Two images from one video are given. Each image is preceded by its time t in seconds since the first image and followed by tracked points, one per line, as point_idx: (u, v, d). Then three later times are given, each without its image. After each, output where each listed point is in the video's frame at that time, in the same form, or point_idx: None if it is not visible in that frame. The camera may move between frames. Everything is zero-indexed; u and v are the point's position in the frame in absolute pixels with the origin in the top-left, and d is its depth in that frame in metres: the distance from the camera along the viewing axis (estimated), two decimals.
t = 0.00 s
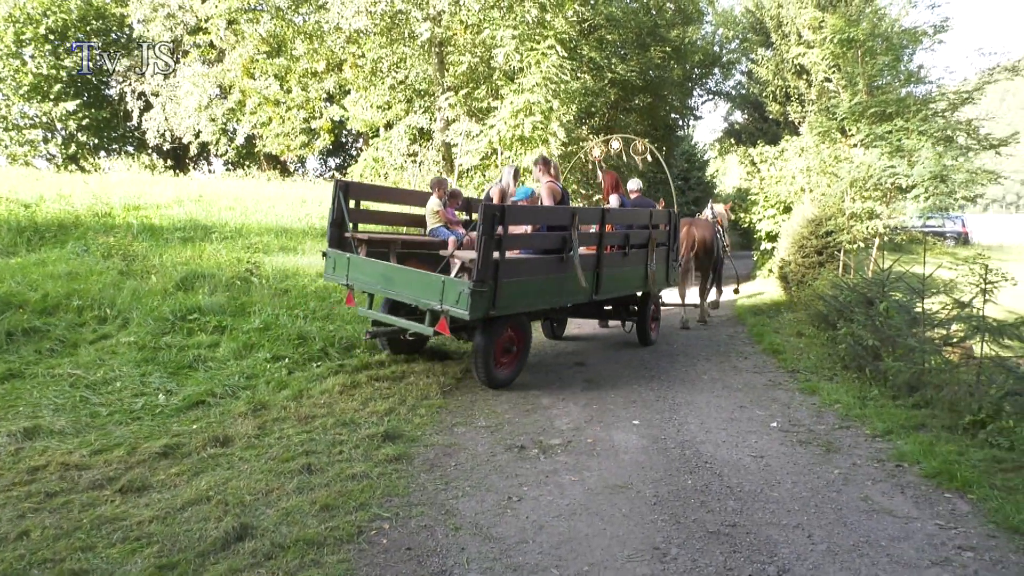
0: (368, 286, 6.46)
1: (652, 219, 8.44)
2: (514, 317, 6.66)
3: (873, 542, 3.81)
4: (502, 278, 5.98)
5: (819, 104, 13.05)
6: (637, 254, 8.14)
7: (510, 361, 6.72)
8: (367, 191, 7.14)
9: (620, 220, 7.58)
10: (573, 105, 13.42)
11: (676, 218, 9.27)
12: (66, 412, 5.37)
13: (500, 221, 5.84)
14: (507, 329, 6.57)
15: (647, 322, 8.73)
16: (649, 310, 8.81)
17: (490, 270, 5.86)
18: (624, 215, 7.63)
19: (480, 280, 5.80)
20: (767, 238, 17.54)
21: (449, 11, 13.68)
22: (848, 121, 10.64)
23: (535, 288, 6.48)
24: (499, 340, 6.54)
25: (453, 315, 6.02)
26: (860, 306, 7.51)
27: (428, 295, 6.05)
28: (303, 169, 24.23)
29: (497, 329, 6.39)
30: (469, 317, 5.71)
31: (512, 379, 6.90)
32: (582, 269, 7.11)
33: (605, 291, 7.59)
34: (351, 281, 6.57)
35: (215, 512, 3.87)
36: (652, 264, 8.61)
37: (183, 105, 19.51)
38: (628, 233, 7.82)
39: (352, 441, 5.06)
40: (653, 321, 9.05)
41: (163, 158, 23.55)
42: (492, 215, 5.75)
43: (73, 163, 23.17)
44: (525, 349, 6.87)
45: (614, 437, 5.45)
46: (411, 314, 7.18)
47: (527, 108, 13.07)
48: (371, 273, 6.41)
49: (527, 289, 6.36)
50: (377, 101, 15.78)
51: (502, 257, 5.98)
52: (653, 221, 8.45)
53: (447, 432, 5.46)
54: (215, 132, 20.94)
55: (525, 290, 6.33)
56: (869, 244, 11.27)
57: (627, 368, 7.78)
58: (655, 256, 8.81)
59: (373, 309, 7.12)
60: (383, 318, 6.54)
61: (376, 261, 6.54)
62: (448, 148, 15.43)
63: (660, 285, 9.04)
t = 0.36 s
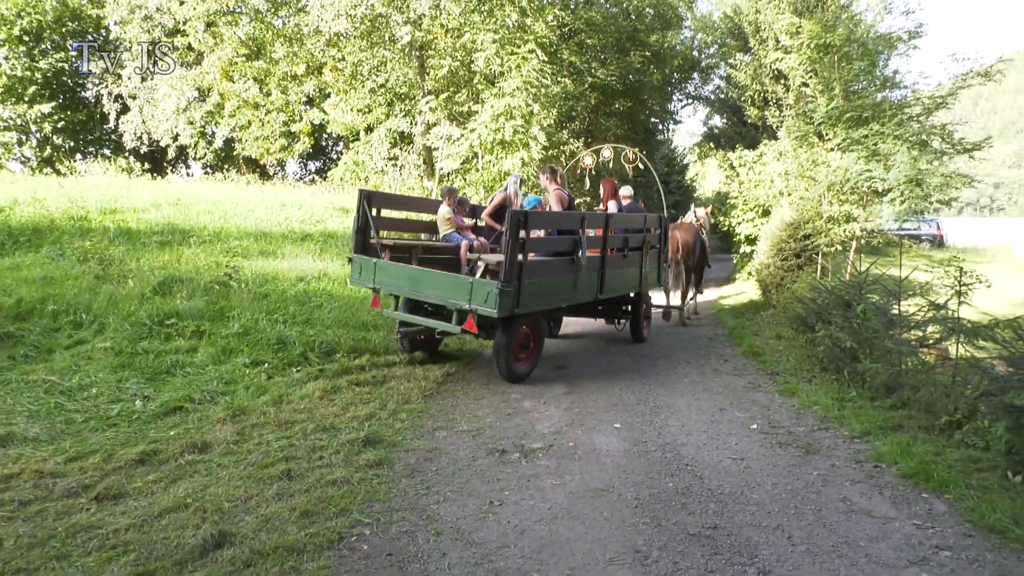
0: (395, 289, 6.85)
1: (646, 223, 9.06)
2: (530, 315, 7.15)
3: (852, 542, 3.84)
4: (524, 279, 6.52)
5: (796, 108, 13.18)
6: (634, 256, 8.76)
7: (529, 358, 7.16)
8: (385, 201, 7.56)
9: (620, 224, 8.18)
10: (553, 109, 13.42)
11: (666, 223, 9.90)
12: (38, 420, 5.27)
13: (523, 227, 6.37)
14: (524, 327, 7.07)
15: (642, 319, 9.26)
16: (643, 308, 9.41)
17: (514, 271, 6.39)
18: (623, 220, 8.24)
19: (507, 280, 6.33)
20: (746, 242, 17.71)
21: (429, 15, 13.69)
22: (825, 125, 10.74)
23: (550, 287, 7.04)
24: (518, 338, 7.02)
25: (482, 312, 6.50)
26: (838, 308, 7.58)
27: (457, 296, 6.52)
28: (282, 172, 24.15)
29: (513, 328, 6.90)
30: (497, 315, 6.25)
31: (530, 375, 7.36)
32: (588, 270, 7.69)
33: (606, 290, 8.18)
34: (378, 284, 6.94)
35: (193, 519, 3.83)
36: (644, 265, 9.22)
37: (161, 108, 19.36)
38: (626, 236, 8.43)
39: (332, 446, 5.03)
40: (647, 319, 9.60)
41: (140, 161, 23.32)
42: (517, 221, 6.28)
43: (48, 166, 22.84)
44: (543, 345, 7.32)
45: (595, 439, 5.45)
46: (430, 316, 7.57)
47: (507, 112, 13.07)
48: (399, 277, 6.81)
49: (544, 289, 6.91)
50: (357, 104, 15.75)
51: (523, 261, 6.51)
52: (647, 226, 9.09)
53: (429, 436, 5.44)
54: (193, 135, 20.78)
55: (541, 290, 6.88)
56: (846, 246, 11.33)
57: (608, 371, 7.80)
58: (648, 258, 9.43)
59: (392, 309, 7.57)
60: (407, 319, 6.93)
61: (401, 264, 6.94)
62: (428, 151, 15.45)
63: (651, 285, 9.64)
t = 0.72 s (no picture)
0: (418, 297, 7.30)
1: (640, 229, 9.66)
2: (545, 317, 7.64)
3: (839, 546, 3.86)
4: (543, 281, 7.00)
5: (779, 115, 13.26)
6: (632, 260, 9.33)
7: (548, 356, 7.62)
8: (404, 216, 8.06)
9: (619, 230, 8.76)
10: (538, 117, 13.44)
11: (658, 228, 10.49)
12: (20, 433, 5.21)
13: (542, 234, 6.86)
14: (540, 328, 7.54)
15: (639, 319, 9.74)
16: (640, 310, 9.96)
17: (534, 274, 6.88)
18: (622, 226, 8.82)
19: (527, 283, 6.80)
20: (732, 247, 17.83)
21: (414, 24, 13.76)
22: (808, 131, 10.81)
23: (564, 290, 7.54)
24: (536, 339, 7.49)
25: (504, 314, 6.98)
26: (822, 313, 7.63)
27: (480, 300, 6.98)
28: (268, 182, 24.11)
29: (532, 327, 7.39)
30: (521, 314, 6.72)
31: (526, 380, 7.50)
32: (594, 273, 8.23)
33: (609, 293, 8.72)
34: (403, 294, 7.39)
35: (177, 532, 3.79)
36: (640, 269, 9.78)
37: (144, 118, 19.18)
38: (624, 241, 9.01)
39: (319, 456, 5.01)
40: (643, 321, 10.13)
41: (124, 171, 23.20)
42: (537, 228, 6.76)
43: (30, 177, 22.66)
44: (556, 348, 7.84)
45: (583, 446, 5.46)
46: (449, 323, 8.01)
47: (493, 120, 13.09)
48: (423, 285, 7.26)
49: (558, 291, 7.40)
50: (342, 113, 15.76)
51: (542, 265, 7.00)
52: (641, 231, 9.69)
53: (416, 445, 5.43)
54: (178, 145, 20.68)
55: (556, 292, 7.38)
56: (830, 250, 11.36)
57: (595, 378, 7.81)
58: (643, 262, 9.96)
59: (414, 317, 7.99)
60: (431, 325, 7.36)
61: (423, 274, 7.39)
62: (414, 160, 15.44)
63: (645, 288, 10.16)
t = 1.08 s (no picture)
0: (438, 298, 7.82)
1: (638, 229, 10.22)
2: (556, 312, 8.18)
3: (826, 543, 3.89)
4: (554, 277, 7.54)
5: (765, 115, 13.26)
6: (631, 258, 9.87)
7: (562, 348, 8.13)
8: (419, 224, 8.56)
9: (619, 230, 9.33)
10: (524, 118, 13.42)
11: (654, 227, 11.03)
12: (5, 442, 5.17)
13: (551, 234, 7.41)
14: (552, 324, 8.07)
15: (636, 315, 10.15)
16: (639, 306, 10.45)
17: (546, 271, 7.41)
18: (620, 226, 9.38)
19: (541, 279, 7.37)
20: (718, 247, 17.93)
21: (399, 27, 13.82)
22: (792, 132, 10.78)
23: (572, 286, 8.09)
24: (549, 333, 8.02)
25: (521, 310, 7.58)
26: (808, 311, 7.67)
27: (499, 297, 7.57)
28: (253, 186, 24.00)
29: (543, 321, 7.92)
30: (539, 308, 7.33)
31: (517, 382, 7.56)
32: (599, 270, 8.77)
33: (612, 290, 9.26)
34: (424, 296, 7.89)
35: (165, 539, 3.78)
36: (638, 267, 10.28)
37: (128, 123, 19.02)
38: (624, 241, 9.57)
39: (307, 460, 4.99)
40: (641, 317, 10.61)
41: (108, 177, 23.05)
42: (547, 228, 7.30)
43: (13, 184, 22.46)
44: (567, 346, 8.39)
45: (572, 447, 5.47)
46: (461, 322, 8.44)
47: (479, 122, 13.05)
48: (443, 287, 7.79)
49: (567, 287, 7.93)
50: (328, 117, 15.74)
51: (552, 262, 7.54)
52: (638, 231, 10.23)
53: (405, 448, 5.42)
54: (162, 150, 20.54)
55: (566, 288, 7.91)
56: (815, 249, 11.41)
57: (583, 378, 7.82)
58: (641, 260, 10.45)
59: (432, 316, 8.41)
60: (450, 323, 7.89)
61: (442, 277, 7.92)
62: (400, 163, 15.41)
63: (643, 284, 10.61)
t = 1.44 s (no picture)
0: (456, 295, 8.07)
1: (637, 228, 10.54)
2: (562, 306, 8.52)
3: (814, 540, 3.91)
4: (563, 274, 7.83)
5: (750, 115, 13.34)
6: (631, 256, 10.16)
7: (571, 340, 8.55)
8: (432, 227, 8.84)
9: (619, 229, 9.63)
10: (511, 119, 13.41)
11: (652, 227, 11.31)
12: None
13: (561, 232, 7.70)
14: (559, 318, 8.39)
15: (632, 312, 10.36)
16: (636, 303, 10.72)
17: (556, 267, 7.70)
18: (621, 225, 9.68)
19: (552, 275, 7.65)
20: (706, 246, 18.00)
21: (385, 28, 13.85)
22: (778, 131, 10.81)
23: (579, 282, 8.38)
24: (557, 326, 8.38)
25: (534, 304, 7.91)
26: (795, 310, 7.72)
27: (514, 291, 7.86)
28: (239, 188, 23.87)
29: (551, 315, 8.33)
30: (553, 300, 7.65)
31: (506, 385, 7.53)
32: (603, 267, 9.08)
33: (614, 287, 9.56)
34: (442, 294, 8.14)
35: (153, 544, 3.75)
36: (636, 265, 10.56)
37: (111, 126, 18.93)
38: (624, 239, 9.86)
39: (296, 463, 4.98)
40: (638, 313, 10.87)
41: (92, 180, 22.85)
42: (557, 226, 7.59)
43: None
44: (574, 337, 8.83)
45: (561, 447, 5.48)
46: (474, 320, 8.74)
47: (466, 123, 13.02)
48: (461, 285, 8.05)
49: (575, 283, 8.23)
50: (315, 118, 15.70)
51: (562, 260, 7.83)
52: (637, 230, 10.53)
53: (394, 450, 5.41)
54: (147, 153, 20.38)
55: (573, 284, 8.21)
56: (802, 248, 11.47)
57: (571, 378, 7.83)
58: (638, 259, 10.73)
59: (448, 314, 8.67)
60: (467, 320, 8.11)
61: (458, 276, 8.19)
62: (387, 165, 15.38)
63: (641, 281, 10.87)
